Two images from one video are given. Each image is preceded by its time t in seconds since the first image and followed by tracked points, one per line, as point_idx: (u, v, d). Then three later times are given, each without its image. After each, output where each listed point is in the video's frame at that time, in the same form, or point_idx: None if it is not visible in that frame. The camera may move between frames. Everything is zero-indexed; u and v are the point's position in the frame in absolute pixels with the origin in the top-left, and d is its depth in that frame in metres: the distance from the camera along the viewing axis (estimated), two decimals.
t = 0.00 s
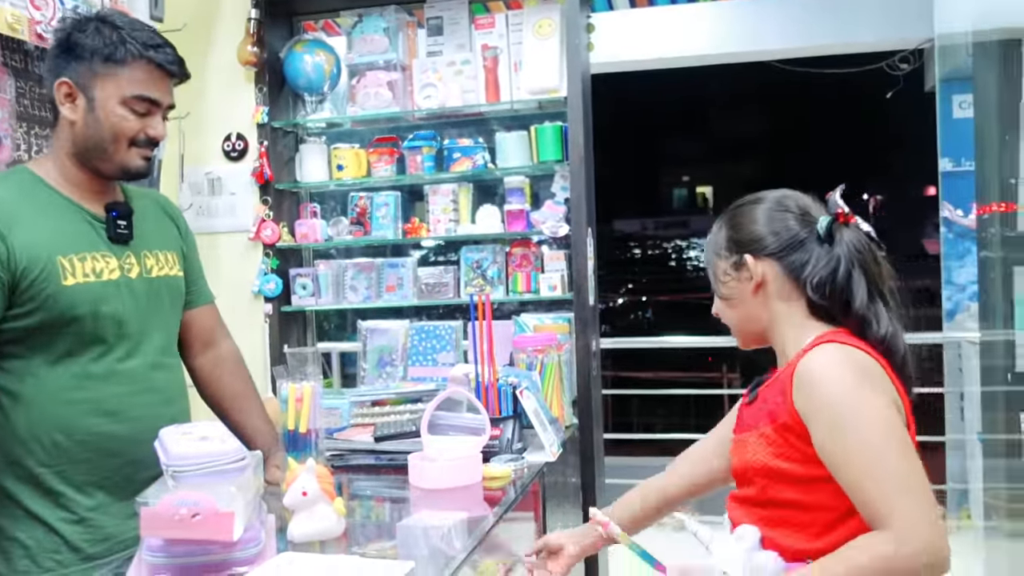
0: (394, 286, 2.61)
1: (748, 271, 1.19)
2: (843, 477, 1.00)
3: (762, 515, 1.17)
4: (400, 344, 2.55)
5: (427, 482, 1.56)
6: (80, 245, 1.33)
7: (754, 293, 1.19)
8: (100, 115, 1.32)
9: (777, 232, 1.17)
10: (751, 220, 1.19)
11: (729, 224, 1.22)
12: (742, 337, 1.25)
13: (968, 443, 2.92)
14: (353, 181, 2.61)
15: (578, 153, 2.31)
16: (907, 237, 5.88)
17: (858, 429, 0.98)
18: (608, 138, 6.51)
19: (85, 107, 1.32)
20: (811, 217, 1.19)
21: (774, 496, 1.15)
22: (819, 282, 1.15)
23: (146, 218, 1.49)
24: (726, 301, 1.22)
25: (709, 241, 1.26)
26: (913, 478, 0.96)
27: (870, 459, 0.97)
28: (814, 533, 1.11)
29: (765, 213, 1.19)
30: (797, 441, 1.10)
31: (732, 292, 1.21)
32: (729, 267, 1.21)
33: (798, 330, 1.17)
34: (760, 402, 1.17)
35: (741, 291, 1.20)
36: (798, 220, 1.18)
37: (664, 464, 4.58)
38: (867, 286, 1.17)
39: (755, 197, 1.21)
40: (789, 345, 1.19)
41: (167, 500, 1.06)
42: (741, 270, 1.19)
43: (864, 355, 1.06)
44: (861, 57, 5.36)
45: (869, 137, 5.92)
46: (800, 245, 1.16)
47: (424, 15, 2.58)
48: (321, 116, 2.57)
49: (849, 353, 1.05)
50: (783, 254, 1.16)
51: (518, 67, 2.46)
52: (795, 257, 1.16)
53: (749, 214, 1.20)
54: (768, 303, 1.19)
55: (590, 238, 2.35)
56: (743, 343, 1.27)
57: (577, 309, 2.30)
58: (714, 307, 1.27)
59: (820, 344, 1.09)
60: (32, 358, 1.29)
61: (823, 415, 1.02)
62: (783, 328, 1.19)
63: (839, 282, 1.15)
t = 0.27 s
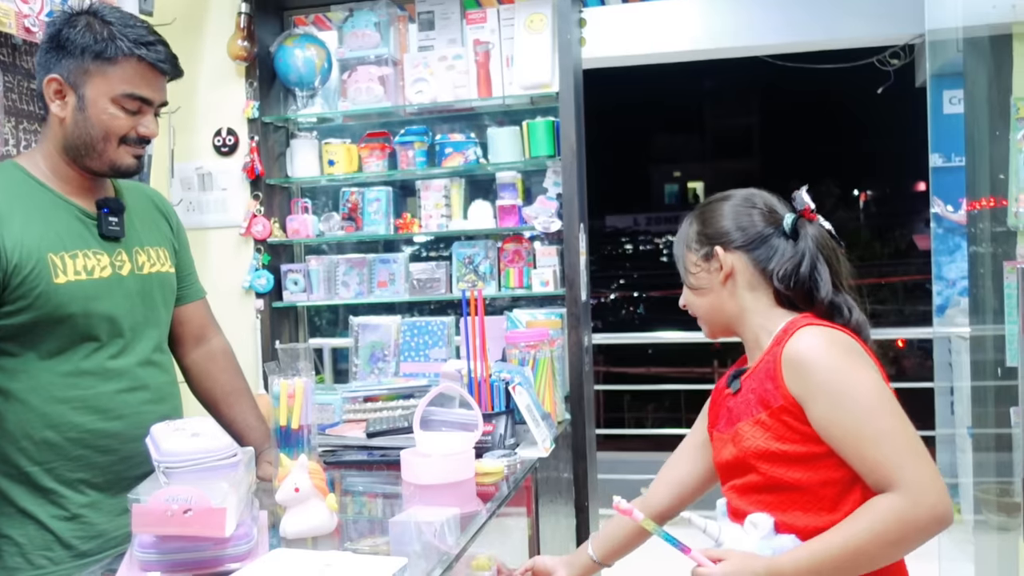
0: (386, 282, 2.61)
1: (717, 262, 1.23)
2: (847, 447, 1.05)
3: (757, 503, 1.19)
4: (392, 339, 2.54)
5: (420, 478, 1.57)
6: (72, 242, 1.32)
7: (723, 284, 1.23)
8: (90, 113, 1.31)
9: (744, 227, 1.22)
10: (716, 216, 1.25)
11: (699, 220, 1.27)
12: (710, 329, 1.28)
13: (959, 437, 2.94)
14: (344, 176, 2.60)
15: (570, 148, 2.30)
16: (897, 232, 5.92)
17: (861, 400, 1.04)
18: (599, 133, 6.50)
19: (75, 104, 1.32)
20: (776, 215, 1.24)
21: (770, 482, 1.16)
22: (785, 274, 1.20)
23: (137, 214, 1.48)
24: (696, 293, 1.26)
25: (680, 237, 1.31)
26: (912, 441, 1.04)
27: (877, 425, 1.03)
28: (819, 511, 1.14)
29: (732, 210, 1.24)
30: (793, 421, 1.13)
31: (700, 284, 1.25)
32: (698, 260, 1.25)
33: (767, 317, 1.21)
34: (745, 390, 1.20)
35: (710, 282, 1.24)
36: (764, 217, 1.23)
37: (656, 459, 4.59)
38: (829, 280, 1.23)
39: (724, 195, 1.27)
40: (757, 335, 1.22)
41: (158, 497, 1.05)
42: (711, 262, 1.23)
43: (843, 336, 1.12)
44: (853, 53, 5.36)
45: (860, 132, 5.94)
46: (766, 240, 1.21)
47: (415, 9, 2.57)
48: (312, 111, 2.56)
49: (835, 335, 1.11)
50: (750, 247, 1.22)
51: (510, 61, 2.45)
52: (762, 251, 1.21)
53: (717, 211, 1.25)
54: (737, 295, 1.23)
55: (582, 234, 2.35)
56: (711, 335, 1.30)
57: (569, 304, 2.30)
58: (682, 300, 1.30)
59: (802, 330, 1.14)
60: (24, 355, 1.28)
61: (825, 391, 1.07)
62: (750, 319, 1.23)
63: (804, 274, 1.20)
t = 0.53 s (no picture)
0: (384, 279, 2.60)
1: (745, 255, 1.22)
2: (888, 445, 1.06)
3: (795, 497, 1.20)
4: (390, 336, 2.55)
5: (419, 475, 1.57)
6: (74, 241, 1.32)
7: (751, 276, 1.22)
8: (88, 114, 1.29)
9: (771, 221, 1.22)
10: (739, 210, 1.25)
11: (722, 214, 1.27)
12: (733, 322, 1.27)
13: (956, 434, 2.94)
14: (342, 173, 2.60)
15: (568, 145, 2.30)
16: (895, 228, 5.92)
17: (900, 398, 1.05)
18: (596, 129, 6.50)
19: (72, 105, 1.29)
20: (800, 209, 1.25)
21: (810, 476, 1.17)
22: (817, 267, 1.21)
23: (139, 212, 1.48)
24: (721, 286, 1.24)
25: (700, 232, 1.29)
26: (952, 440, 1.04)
27: (917, 424, 1.04)
28: (857, 505, 1.14)
29: (755, 203, 1.24)
30: (833, 417, 1.14)
31: (726, 276, 1.24)
32: (724, 253, 1.24)
33: (795, 310, 1.22)
34: (778, 385, 1.21)
35: (737, 274, 1.23)
36: (787, 211, 1.24)
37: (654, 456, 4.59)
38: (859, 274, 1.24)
39: (746, 189, 1.27)
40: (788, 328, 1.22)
41: (156, 495, 1.05)
42: (739, 254, 1.22)
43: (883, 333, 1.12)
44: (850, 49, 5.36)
45: (858, 129, 5.93)
46: (795, 234, 1.22)
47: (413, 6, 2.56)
48: (309, 108, 2.55)
49: (876, 331, 1.12)
50: (779, 240, 1.21)
51: (508, 59, 2.44)
52: (790, 244, 1.21)
53: (742, 205, 1.25)
54: (765, 287, 1.22)
55: (581, 231, 2.35)
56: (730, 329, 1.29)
57: (567, 301, 2.30)
58: (702, 294, 1.28)
59: (839, 325, 1.14)
60: (27, 352, 1.28)
61: (864, 390, 1.07)
62: (779, 312, 1.22)
63: (834, 267, 1.21)
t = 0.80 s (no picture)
0: (385, 276, 2.60)
1: (830, 245, 1.21)
2: (924, 451, 1.11)
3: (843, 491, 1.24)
4: (392, 334, 2.53)
5: (421, 471, 1.57)
6: (88, 238, 1.31)
7: (835, 268, 1.21)
8: (89, 125, 1.28)
9: (855, 214, 1.23)
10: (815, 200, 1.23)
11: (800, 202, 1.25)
12: (801, 314, 1.24)
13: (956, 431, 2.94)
14: (343, 170, 2.59)
15: (569, 143, 2.30)
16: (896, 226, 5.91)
17: (959, 407, 1.10)
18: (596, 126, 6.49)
19: (72, 115, 1.28)
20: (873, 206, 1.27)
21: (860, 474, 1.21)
22: (899, 265, 1.24)
23: (148, 208, 1.47)
24: (799, 276, 1.22)
25: (769, 218, 1.25)
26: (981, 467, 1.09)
27: (968, 434, 1.09)
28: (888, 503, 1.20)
29: (815, 194, 1.25)
30: (896, 418, 1.18)
31: (806, 267, 1.21)
32: (805, 242, 1.21)
33: (871, 307, 1.24)
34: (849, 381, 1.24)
35: (819, 265, 1.21)
36: (865, 206, 1.25)
37: (653, 453, 4.59)
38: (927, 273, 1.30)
39: (823, 179, 1.26)
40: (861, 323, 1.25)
41: (161, 492, 1.05)
42: (824, 245, 1.21)
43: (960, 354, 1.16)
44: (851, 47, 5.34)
45: (858, 126, 5.92)
46: (876, 231, 1.24)
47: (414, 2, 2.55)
48: (311, 105, 2.55)
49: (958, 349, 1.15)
50: (862, 235, 1.23)
51: (509, 55, 2.44)
52: (873, 240, 1.23)
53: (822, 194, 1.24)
54: (845, 282, 1.22)
55: (582, 228, 2.35)
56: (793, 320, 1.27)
57: (569, 298, 2.30)
58: (772, 283, 1.24)
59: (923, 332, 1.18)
60: (40, 349, 1.27)
61: (927, 397, 1.12)
62: (855, 308, 1.24)
63: (912, 266, 1.25)
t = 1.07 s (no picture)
0: (373, 276, 2.61)
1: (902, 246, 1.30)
2: (959, 438, 1.18)
3: (873, 484, 1.26)
4: (378, 333, 2.54)
5: (408, 471, 1.58)
6: (90, 241, 1.31)
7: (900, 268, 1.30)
8: (93, 128, 1.28)
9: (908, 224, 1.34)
10: (891, 211, 1.32)
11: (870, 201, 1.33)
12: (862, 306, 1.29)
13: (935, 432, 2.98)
14: (331, 169, 2.60)
15: (557, 144, 2.31)
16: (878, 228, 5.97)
17: (989, 398, 1.19)
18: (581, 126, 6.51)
19: (76, 117, 1.28)
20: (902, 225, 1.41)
21: (891, 465, 1.24)
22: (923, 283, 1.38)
23: (148, 208, 1.48)
24: (875, 267, 1.28)
25: (845, 209, 1.31)
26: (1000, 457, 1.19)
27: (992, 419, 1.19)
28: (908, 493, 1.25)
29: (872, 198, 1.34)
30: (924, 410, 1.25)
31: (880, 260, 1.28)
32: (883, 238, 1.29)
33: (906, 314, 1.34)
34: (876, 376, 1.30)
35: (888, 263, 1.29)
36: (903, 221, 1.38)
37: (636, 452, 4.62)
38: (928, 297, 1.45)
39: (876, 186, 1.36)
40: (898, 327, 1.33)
41: (154, 494, 1.06)
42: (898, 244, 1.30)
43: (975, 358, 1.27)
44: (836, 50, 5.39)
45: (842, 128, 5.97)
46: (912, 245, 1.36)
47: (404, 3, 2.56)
48: (300, 104, 2.55)
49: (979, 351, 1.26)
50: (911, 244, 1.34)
51: (498, 57, 2.45)
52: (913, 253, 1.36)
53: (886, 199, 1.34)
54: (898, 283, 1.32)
55: (570, 229, 2.37)
56: (835, 311, 1.30)
57: (556, 299, 2.33)
58: (840, 268, 1.28)
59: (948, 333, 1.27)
60: (38, 350, 1.27)
61: (963, 385, 1.20)
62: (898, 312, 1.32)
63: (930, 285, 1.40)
